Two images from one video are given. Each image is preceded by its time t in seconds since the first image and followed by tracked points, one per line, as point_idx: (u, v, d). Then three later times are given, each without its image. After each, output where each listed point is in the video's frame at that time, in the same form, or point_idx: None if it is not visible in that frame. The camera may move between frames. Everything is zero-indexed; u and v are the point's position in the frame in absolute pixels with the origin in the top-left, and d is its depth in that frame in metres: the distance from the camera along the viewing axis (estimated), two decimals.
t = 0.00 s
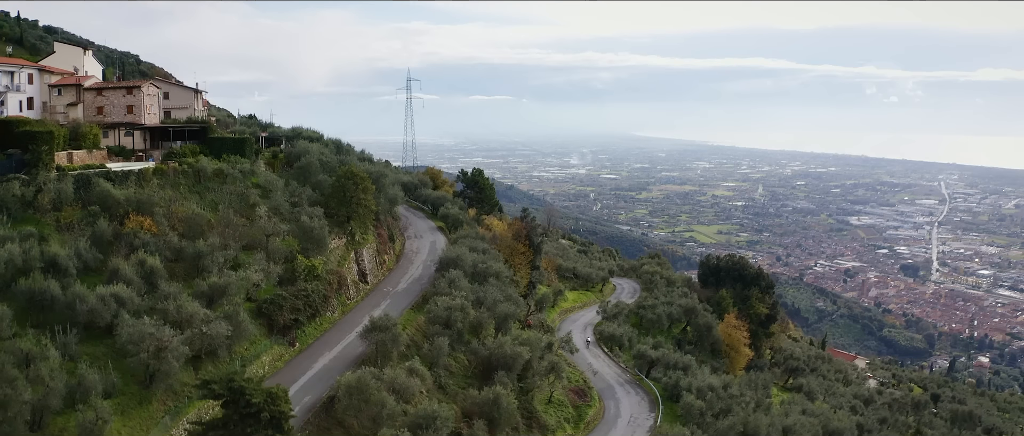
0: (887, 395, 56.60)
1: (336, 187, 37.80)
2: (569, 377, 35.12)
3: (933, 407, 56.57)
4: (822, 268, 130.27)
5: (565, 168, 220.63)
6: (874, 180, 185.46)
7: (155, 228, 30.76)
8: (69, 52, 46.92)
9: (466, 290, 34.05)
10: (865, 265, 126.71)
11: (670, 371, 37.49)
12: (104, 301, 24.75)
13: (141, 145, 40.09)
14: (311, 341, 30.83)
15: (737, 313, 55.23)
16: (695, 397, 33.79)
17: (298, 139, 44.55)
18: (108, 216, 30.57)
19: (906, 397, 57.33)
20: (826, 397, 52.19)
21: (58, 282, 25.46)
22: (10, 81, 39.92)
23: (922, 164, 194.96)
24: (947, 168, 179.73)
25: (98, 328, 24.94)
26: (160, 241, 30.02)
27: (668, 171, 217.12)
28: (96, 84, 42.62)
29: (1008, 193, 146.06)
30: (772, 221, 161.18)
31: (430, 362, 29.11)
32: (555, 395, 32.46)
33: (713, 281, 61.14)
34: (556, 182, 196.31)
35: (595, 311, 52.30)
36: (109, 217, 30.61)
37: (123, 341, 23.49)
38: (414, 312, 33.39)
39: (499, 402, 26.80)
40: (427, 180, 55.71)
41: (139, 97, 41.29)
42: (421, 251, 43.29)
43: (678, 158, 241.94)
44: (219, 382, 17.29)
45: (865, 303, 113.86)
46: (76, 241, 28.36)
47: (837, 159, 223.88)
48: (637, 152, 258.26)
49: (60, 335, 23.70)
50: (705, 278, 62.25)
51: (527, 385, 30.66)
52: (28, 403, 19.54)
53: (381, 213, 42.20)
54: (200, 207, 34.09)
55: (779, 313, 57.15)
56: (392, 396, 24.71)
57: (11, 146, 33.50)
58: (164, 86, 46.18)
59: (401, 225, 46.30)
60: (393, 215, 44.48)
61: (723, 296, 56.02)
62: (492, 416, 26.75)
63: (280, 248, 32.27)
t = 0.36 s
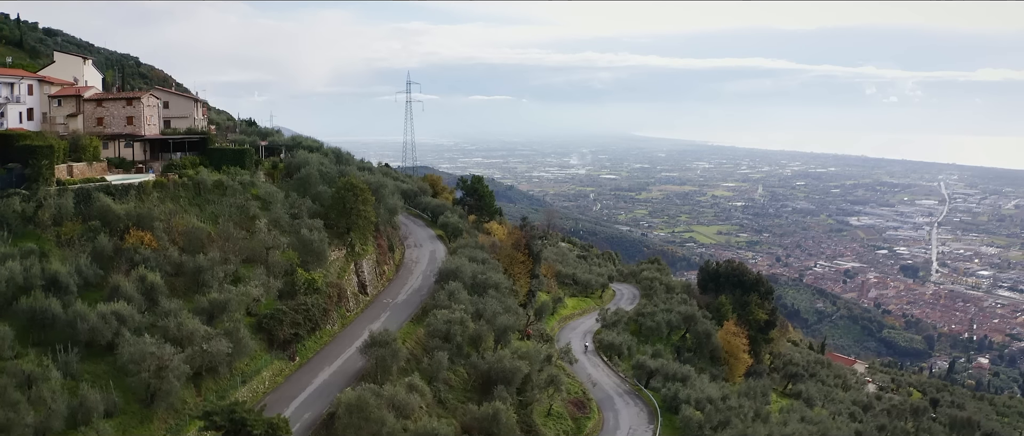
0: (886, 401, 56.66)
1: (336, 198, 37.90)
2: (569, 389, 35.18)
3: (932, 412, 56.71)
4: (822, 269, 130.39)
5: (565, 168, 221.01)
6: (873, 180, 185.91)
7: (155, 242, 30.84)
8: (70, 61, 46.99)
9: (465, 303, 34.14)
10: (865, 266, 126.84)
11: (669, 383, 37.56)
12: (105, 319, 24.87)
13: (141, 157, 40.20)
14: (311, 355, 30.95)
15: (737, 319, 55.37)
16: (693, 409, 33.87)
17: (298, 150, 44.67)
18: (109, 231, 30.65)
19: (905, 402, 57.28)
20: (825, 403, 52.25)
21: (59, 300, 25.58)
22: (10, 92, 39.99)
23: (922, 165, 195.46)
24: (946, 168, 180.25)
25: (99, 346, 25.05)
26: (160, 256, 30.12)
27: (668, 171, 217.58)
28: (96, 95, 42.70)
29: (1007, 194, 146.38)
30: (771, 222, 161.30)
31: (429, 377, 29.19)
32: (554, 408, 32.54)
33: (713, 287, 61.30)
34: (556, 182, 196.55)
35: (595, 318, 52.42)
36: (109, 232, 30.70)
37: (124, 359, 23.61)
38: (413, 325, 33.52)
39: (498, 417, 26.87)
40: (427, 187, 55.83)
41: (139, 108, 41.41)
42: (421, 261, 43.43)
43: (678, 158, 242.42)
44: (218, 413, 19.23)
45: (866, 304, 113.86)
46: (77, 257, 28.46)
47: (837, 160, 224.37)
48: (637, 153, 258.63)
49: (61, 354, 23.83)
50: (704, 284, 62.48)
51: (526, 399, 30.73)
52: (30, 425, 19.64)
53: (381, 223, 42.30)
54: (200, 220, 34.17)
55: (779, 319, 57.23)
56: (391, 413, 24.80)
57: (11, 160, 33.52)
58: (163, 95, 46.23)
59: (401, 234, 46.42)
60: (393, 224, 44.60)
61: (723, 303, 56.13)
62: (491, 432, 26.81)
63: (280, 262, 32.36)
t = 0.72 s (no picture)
0: (885, 407, 56.83)
1: (336, 211, 38.04)
2: (568, 401, 35.26)
3: (931, 417, 56.86)
4: (822, 269, 130.58)
5: (565, 169, 221.33)
6: (873, 180, 186.36)
7: (156, 258, 30.94)
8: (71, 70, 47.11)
9: (465, 317, 34.26)
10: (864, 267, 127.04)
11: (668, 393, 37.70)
12: (106, 339, 24.99)
13: (142, 169, 40.32)
14: (311, 370, 31.07)
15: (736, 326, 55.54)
16: (692, 421, 33.99)
17: (298, 161, 44.81)
18: (110, 248, 30.76)
19: (904, 408, 57.31)
20: (824, 411, 52.33)
21: (60, 319, 25.72)
22: (10, 105, 39.82)
23: (921, 165, 195.97)
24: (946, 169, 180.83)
25: (99, 365, 25.16)
26: (161, 272, 30.23)
27: (668, 171, 217.95)
28: (96, 107, 42.82)
29: (1007, 194, 146.80)
30: (771, 222, 161.42)
31: (429, 393, 29.28)
32: (554, 421, 32.62)
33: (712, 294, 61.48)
34: (556, 183, 196.86)
35: (594, 325, 52.57)
36: (110, 248, 30.79)
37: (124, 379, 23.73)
38: (413, 338, 33.70)
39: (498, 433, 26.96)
40: (427, 195, 56.01)
41: (139, 120, 41.68)
42: (420, 271, 43.58)
43: (678, 159, 242.87)
44: None
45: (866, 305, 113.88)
46: (77, 274, 28.56)
47: (837, 160, 224.92)
48: (637, 153, 259.00)
49: (62, 374, 23.97)
50: (704, 291, 62.72)
51: (526, 414, 30.81)
52: None
53: (381, 234, 42.45)
54: (200, 235, 34.28)
55: (778, 326, 57.34)
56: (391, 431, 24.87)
57: (11, 175, 33.50)
58: (163, 105, 46.35)
59: (401, 243, 46.57)
60: (392, 234, 44.75)
61: (722, 310, 56.24)
62: None
63: (280, 277, 32.50)
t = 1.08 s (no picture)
0: (884, 413, 57.02)
1: (336, 223, 38.16)
2: (568, 414, 35.34)
3: (931, 424, 56.98)
4: (822, 270, 130.82)
5: (565, 169, 221.66)
6: (872, 181, 186.70)
7: (156, 275, 31.04)
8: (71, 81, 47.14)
9: (465, 332, 34.36)
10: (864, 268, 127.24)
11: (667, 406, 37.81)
12: (107, 359, 25.12)
13: (142, 183, 40.62)
14: (311, 385, 31.14)
15: (735, 333, 55.71)
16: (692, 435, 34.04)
17: (298, 173, 44.91)
18: (111, 264, 30.87)
19: (903, 414, 57.42)
20: (823, 418, 52.45)
21: (62, 339, 25.85)
22: (10, 118, 39.40)
23: (921, 166, 196.46)
24: (946, 169, 181.30)
25: (101, 385, 25.29)
26: (161, 289, 30.32)
27: (668, 172, 218.36)
28: (96, 119, 42.97)
29: (1006, 195, 147.12)
30: (771, 223, 161.55)
31: (428, 409, 29.35)
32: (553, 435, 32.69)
33: (712, 301, 61.72)
34: (555, 183, 197.23)
35: (594, 333, 52.67)
36: (111, 265, 30.89)
37: (126, 398, 23.89)
38: (413, 353, 33.87)
39: None
40: (427, 203, 56.13)
41: (139, 132, 41.82)
42: (420, 281, 43.75)
43: (678, 159, 243.34)
44: None
45: (866, 306, 113.97)
46: (78, 292, 28.68)
47: (837, 160, 225.39)
48: (637, 153, 259.41)
49: (63, 396, 24.10)
50: (703, 298, 62.98)
51: (526, 429, 30.89)
52: None
53: (381, 245, 42.57)
54: (200, 249, 34.38)
55: (777, 333, 57.46)
56: None
57: (12, 191, 33.54)
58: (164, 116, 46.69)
59: (401, 254, 46.71)
60: (392, 245, 44.89)
61: (721, 317, 56.38)
62: None
63: (280, 292, 32.58)
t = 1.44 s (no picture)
0: (884, 420, 57.13)
1: (336, 236, 38.30)
2: (568, 427, 35.41)
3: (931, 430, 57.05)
4: (822, 270, 131.08)
5: (564, 169, 221.81)
6: (872, 181, 186.84)
7: (157, 291, 31.12)
8: (71, 92, 47.21)
9: (465, 346, 34.48)
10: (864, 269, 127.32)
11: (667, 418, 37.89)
12: (110, 379, 25.25)
13: (143, 195, 40.82)
14: (312, 400, 31.24)
15: (734, 340, 55.80)
16: None
17: (298, 184, 45.04)
18: (112, 281, 30.95)
19: (903, 420, 57.52)
20: (823, 425, 52.54)
21: (64, 359, 25.99)
22: (11, 130, 39.34)
23: (921, 166, 196.71)
24: (946, 169, 181.49)
25: (104, 404, 25.43)
26: (161, 305, 30.41)
27: (668, 172, 218.61)
28: (96, 131, 43.07)
29: (1006, 195, 147.27)
30: (771, 223, 161.59)
31: (428, 425, 29.42)
32: None
33: (711, 307, 61.84)
34: (555, 184, 197.41)
35: (594, 341, 52.79)
36: (112, 281, 30.98)
37: (128, 419, 24.01)
38: (413, 367, 34.06)
39: None
40: (427, 211, 56.25)
41: (139, 145, 41.99)
42: (421, 292, 43.89)
43: (678, 159, 243.57)
44: None
45: (865, 307, 113.89)
46: (79, 310, 28.76)
47: (837, 160, 225.64)
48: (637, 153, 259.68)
49: (66, 416, 24.25)
50: (703, 304, 63.08)
51: None
52: None
53: (381, 257, 42.69)
54: (201, 264, 34.47)
55: (777, 339, 57.52)
56: None
57: (12, 206, 33.58)
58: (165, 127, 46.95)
59: (401, 264, 46.85)
60: (392, 255, 45.03)
61: (721, 324, 56.45)
62: None
63: (280, 307, 32.71)
